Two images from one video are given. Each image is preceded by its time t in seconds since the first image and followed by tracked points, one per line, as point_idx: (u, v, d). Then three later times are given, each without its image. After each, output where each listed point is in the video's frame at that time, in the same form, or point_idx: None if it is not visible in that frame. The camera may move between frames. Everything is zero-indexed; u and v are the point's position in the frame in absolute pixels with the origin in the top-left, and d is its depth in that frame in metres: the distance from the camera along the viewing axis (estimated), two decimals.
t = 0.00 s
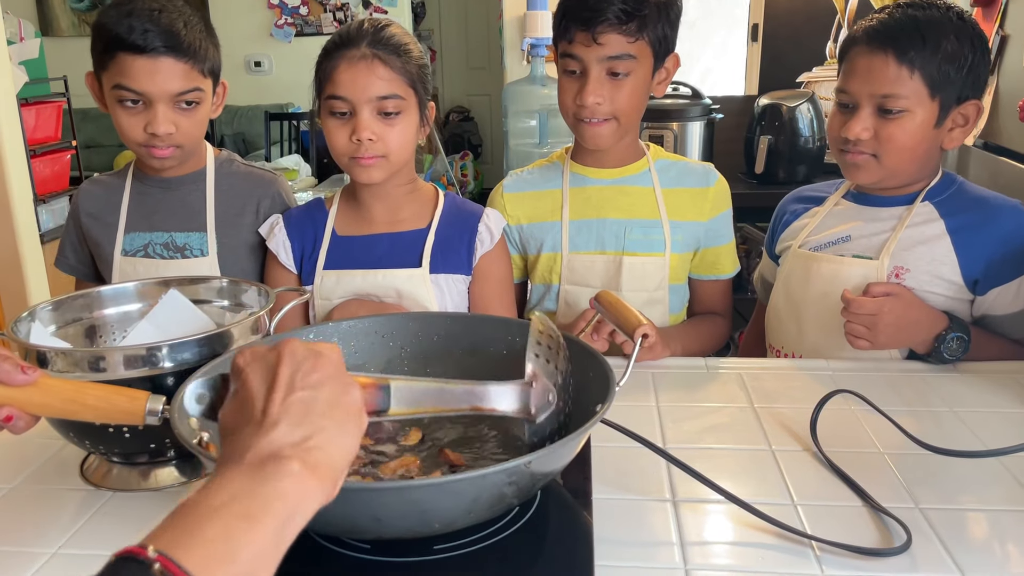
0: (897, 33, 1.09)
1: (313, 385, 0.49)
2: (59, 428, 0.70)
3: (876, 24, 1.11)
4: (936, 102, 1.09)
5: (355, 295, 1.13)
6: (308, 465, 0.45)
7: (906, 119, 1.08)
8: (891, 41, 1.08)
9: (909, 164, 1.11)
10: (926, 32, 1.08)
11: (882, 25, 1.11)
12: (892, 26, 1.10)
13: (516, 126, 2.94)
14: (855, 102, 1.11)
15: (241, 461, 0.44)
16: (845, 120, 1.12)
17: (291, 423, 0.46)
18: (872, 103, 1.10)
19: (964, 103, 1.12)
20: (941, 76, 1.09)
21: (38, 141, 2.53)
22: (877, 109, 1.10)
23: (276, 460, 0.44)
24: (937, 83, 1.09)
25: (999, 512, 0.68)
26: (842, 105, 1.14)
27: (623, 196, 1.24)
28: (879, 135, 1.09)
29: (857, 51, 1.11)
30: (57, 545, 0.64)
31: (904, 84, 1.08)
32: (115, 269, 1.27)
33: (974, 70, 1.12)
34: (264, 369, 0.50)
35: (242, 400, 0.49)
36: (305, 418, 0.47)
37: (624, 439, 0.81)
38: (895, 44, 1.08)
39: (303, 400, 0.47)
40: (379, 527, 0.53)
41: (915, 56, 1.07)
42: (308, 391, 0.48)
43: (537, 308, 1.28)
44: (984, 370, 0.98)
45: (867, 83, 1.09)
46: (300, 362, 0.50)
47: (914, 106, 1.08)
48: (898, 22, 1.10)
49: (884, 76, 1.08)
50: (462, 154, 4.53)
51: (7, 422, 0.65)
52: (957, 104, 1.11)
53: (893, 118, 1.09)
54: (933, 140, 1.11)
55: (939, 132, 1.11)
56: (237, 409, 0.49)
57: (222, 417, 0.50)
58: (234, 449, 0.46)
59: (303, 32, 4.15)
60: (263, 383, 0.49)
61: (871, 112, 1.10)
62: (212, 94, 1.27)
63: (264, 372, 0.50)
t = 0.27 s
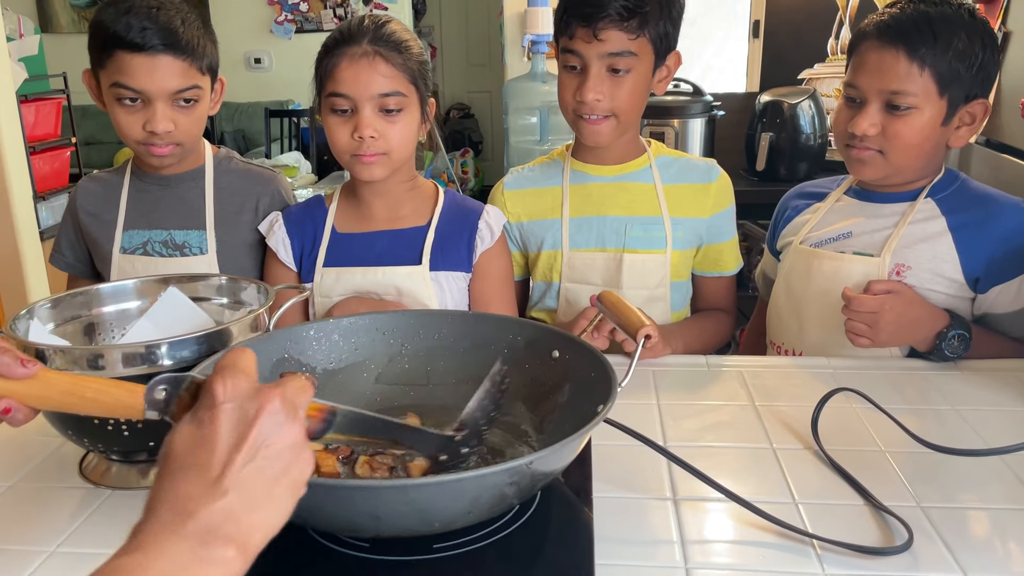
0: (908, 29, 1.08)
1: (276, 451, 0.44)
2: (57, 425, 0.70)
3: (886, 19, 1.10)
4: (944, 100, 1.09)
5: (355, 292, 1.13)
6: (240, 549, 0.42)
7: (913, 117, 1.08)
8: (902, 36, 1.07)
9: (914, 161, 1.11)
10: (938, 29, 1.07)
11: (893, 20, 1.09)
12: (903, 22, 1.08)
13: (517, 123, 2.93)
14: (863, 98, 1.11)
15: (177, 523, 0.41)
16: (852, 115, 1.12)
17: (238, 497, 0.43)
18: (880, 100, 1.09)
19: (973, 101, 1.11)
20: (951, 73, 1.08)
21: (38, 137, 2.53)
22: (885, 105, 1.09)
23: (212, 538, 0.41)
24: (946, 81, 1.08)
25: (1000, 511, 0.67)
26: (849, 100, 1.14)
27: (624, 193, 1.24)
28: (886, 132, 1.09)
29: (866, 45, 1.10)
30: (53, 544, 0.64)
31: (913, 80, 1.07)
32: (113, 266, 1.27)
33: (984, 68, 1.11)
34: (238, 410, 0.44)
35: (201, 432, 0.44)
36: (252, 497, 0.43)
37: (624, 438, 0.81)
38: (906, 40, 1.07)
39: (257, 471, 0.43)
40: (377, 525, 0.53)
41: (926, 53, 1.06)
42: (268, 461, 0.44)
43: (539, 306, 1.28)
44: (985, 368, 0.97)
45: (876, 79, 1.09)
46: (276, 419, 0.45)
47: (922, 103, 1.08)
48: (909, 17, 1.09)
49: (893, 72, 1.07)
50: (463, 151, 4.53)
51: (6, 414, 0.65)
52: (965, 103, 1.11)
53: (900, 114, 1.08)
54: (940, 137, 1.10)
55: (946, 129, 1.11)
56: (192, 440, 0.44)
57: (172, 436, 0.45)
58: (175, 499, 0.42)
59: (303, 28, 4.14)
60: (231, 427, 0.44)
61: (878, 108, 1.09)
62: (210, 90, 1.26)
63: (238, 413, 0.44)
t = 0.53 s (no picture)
0: (915, 22, 1.07)
1: (199, 488, 0.46)
2: (56, 421, 0.70)
3: (892, 13, 1.09)
4: (952, 93, 1.08)
5: (356, 289, 1.12)
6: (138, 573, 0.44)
7: (920, 111, 1.07)
8: (908, 30, 1.07)
9: (922, 156, 1.10)
10: (945, 22, 1.07)
11: (899, 14, 1.09)
12: (910, 16, 1.08)
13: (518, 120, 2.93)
14: (870, 92, 1.10)
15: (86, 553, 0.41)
16: (859, 110, 1.11)
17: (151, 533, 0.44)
18: (887, 94, 1.08)
19: (979, 95, 1.11)
20: (958, 66, 1.07)
21: (38, 134, 2.52)
22: (893, 99, 1.08)
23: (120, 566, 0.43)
24: (954, 74, 1.08)
25: (1002, 509, 0.67)
26: (855, 95, 1.13)
27: (626, 190, 1.24)
28: (893, 126, 1.08)
29: (873, 40, 1.10)
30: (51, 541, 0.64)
31: (921, 74, 1.07)
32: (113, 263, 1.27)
33: (990, 61, 1.11)
34: (171, 445, 0.45)
35: (129, 456, 0.44)
36: (161, 534, 0.45)
37: (626, 435, 0.81)
38: (913, 34, 1.06)
39: (172, 510, 0.45)
40: (377, 522, 0.53)
41: (933, 47, 1.06)
42: (189, 500, 0.46)
43: (541, 303, 1.28)
44: (988, 365, 0.97)
45: (883, 73, 1.08)
46: (207, 461, 0.46)
47: (930, 97, 1.07)
48: (915, 11, 1.08)
49: (900, 66, 1.07)
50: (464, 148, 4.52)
51: (4, 404, 0.65)
52: (972, 96, 1.11)
53: (908, 108, 1.08)
54: (947, 131, 1.10)
55: (953, 123, 1.11)
56: (118, 463, 0.44)
57: (97, 449, 0.44)
58: (91, 524, 0.42)
59: (303, 25, 4.13)
60: (160, 461, 0.45)
61: (886, 102, 1.09)
62: (208, 75, 1.26)
63: (170, 446, 0.45)
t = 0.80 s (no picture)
0: (923, 29, 1.06)
1: (159, 501, 0.47)
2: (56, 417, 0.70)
3: (902, 18, 1.08)
4: (952, 106, 1.08)
5: (357, 286, 1.12)
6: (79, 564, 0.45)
7: (922, 119, 1.07)
8: (916, 37, 1.06)
9: (916, 165, 1.10)
10: (954, 32, 1.06)
11: (909, 18, 1.07)
12: (919, 22, 1.07)
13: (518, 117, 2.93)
14: (872, 96, 1.10)
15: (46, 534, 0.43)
16: (860, 113, 1.11)
17: (103, 526, 0.46)
18: (890, 101, 1.08)
19: (981, 107, 1.11)
20: (961, 78, 1.07)
21: (38, 131, 2.52)
22: (894, 106, 1.08)
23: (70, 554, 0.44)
24: (957, 86, 1.07)
25: (1003, 506, 0.67)
26: (858, 97, 1.12)
27: (627, 188, 1.23)
28: (892, 133, 1.08)
29: (880, 44, 1.09)
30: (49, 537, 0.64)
31: (924, 83, 1.06)
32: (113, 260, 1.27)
33: (995, 72, 1.11)
34: (153, 462, 0.45)
35: (115, 456, 0.44)
36: (113, 524, 0.46)
37: (627, 432, 0.81)
38: (920, 42, 1.05)
39: (130, 512, 0.46)
40: (375, 519, 0.53)
41: (939, 57, 1.05)
42: (146, 509, 0.47)
43: (541, 301, 1.27)
44: (990, 363, 0.97)
45: (888, 79, 1.07)
46: (182, 480, 0.47)
47: (931, 107, 1.07)
48: (925, 17, 1.07)
49: (905, 73, 1.06)
50: (465, 145, 4.52)
51: (4, 403, 0.65)
52: (974, 106, 1.10)
53: (908, 117, 1.07)
54: (945, 142, 1.10)
55: (951, 134, 1.11)
56: (102, 457, 0.44)
57: (89, 432, 0.44)
58: (57, 510, 0.43)
59: (303, 22, 4.13)
60: (141, 472, 0.45)
61: (887, 109, 1.08)
62: (207, 69, 1.26)
63: (151, 462, 0.45)
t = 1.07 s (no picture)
0: (927, 28, 1.05)
1: (119, 495, 0.49)
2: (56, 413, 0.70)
3: (906, 16, 1.07)
4: (954, 105, 1.08)
5: (358, 283, 1.12)
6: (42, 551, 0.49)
7: (922, 118, 1.06)
8: (919, 36, 1.05)
9: (916, 164, 1.10)
10: (958, 31, 1.05)
11: (913, 17, 1.07)
12: (924, 21, 1.06)
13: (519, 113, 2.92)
14: (874, 94, 1.09)
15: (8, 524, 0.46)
16: (861, 110, 1.10)
17: (63, 519, 0.48)
18: (891, 100, 1.07)
19: (982, 107, 1.11)
20: (965, 77, 1.06)
21: (38, 128, 2.52)
22: (896, 105, 1.07)
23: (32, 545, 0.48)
24: (959, 86, 1.07)
25: (1004, 503, 0.67)
26: (859, 94, 1.12)
27: (628, 185, 1.23)
28: (894, 131, 1.07)
29: (883, 42, 1.08)
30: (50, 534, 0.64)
31: (927, 82, 1.05)
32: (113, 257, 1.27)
33: (998, 73, 1.10)
34: (113, 459, 0.46)
35: (75, 451, 0.46)
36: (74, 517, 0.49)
37: (627, 429, 0.81)
38: (924, 40, 1.05)
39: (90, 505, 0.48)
40: (376, 516, 0.53)
41: (943, 56, 1.04)
42: (106, 503, 0.49)
43: (542, 298, 1.27)
44: (991, 360, 0.97)
45: (889, 78, 1.07)
46: (143, 476, 0.48)
47: (933, 106, 1.06)
48: (929, 16, 1.06)
49: (907, 72, 1.05)
50: (466, 141, 4.51)
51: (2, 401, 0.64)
52: (976, 107, 1.10)
53: (910, 116, 1.07)
54: (946, 141, 1.10)
55: (952, 133, 1.10)
56: (64, 452, 0.46)
57: (52, 427, 0.46)
58: (14, 501, 0.46)
59: (303, 18, 4.12)
60: (100, 468, 0.47)
61: (888, 108, 1.08)
62: (204, 65, 1.26)
63: (111, 459, 0.46)
